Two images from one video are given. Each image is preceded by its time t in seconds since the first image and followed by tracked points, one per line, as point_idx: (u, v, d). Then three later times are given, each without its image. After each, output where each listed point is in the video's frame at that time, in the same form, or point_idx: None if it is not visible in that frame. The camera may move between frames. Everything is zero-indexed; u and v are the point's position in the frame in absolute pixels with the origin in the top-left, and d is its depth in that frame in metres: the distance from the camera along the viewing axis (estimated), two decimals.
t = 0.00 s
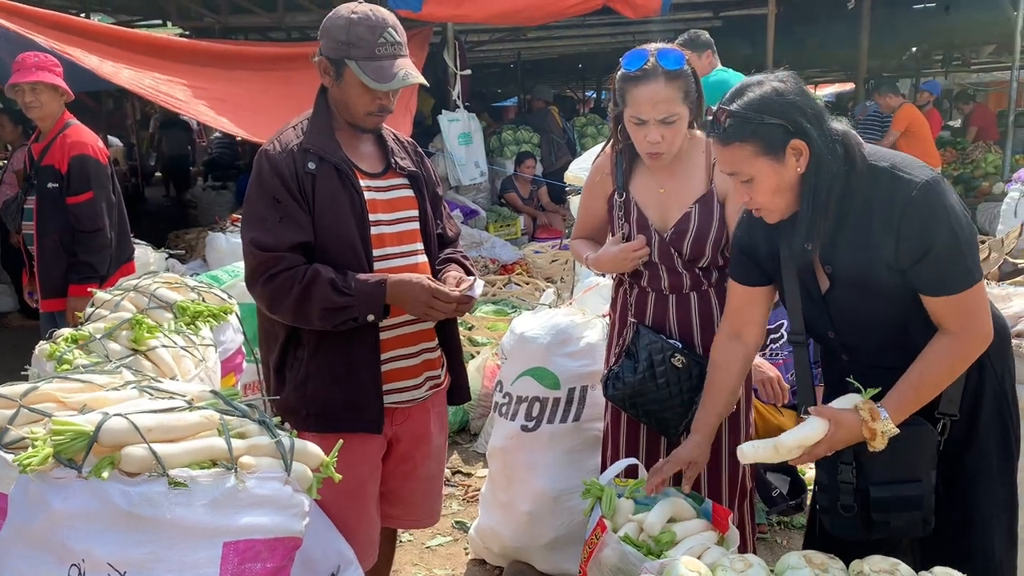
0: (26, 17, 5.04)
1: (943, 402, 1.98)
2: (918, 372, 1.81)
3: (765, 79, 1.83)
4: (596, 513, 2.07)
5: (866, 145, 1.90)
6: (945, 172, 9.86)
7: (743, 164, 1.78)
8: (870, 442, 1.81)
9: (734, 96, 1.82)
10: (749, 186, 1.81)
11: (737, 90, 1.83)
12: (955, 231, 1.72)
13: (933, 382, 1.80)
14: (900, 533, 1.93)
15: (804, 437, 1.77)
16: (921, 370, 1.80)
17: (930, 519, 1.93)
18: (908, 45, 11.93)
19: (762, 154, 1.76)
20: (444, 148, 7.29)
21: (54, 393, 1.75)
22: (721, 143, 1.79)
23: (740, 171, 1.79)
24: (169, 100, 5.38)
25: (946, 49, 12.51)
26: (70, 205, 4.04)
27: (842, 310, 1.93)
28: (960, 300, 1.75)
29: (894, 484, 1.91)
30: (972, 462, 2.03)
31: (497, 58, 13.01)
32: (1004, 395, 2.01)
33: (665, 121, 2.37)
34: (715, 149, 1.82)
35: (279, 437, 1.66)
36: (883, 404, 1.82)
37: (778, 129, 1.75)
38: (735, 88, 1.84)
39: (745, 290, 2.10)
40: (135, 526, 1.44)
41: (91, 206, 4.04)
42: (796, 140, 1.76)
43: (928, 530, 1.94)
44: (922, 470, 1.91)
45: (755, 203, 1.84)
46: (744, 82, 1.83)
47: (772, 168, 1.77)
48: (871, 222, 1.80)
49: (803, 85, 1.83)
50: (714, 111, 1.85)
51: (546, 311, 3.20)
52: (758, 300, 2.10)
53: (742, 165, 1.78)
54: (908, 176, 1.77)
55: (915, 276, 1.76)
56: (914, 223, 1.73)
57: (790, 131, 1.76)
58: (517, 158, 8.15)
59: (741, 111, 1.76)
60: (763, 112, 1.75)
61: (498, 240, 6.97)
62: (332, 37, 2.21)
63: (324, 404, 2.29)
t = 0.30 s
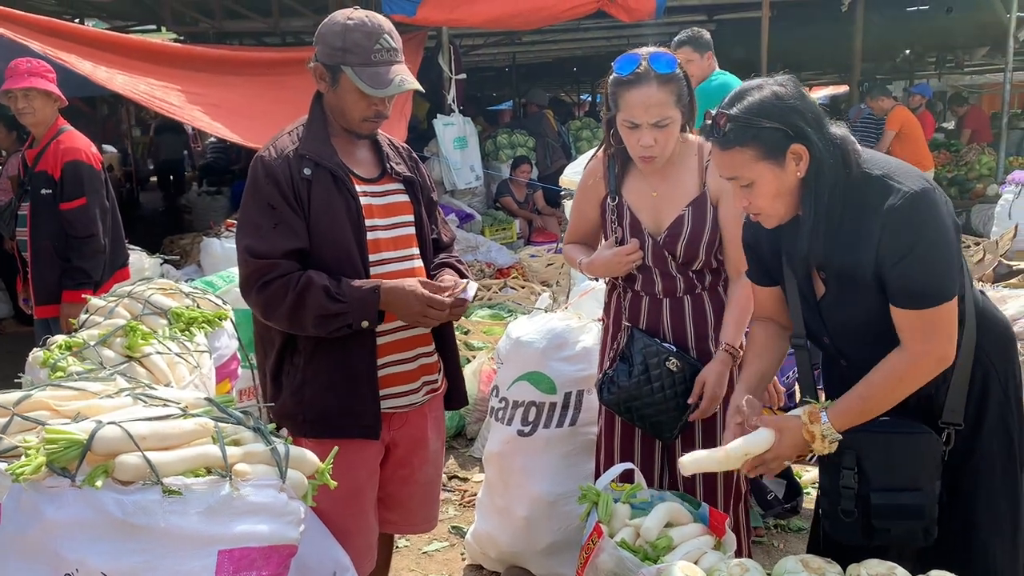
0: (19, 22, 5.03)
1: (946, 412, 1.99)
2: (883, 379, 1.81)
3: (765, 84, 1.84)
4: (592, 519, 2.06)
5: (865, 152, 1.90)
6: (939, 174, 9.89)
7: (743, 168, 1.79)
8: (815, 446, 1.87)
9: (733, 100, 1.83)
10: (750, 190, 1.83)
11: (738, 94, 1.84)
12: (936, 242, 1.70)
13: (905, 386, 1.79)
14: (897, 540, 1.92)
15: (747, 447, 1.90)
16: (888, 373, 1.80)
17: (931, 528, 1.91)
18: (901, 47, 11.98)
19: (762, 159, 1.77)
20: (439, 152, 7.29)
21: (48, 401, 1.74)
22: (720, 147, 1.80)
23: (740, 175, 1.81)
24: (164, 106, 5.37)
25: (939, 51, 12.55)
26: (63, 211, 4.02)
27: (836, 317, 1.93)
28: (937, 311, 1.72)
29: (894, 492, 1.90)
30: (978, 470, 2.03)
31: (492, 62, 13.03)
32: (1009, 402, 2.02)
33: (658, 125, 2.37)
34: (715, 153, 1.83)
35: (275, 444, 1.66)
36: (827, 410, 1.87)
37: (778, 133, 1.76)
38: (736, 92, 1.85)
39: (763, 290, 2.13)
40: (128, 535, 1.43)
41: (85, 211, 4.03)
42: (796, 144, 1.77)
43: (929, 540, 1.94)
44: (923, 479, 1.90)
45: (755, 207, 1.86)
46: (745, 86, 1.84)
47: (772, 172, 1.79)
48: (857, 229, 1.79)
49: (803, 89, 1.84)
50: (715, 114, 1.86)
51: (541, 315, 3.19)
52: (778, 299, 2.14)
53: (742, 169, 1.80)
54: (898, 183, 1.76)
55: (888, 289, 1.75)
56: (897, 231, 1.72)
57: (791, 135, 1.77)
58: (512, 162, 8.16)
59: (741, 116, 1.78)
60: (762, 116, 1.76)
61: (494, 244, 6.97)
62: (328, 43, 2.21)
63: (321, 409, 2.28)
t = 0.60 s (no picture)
0: (14, 27, 5.02)
1: (936, 415, 2.00)
2: (842, 382, 1.84)
3: (748, 95, 1.83)
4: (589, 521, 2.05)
5: (846, 160, 1.91)
6: (935, 175, 9.92)
7: (729, 180, 1.78)
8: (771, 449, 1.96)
9: (717, 113, 1.82)
10: (736, 202, 1.82)
11: (721, 106, 1.84)
12: (905, 252, 1.72)
13: (856, 393, 1.82)
14: (890, 545, 1.93)
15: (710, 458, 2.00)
16: (843, 379, 1.84)
17: (924, 532, 1.93)
18: (896, 49, 12.02)
19: (749, 169, 1.77)
20: (435, 155, 7.29)
21: (44, 407, 1.74)
22: (707, 159, 1.79)
23: (726, 187, 1.79)
24: (159, 110, 5.36)
25: (934, 53, 12.59)
26: (59, 216, 4.02)
27: (819, 325, 1.94)
28: (904, 319, 1.74)
29: (886, 495, 1.92)
30: (969, 472, 2.04)
31: (488, 65, 13.04)
32: (999, 402, 2.04)
33: (651, 128, 2.38)
34: (700, 165, 1.81)
35: (272, 448, 1.66)
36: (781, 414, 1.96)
37: (762, 143, 1.76)
38: (717, 104, 1.85)
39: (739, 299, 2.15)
40: (126, 541, 1.43)
41: (81, 216, 4.03)
42: (782, 154, 1.77)
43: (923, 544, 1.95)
44: (913, 481, 1.92)
45: (740, 217, 1.84)
46: (727, 97, 1.84)
47: (759, 182, 1.78)
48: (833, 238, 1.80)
49: (785, 98, 1.85)
50: (699, 127, 1.85)
51: (538, 318, 3.20)
52: (752, 307, 2.15)
53: (729, 181, 1.79)
54: (872, 192, 1.77)
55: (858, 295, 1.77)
56: (868, 241, 1.73)
57: (776, 145, 1.77)
58: (509, 164, 8.17)
59: (726, 128, 1.77)
60: (749, 128, 1.76)
61: (490, 246, 6.98)
62: (325, 48, 2.21)
63: (319, 412, 2.29)
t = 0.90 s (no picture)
0: (10, 28, 5.00)
1: (916, 419, 2.02)
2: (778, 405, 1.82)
3: (731, 109, 1.83)
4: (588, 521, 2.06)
5: (829, 176, 1.90)
6: (932, 174, 9.94)
7: (714, 195, 1.77)
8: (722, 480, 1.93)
9: (700, 127, 1.81)
10: (721, 216, 1.80)
11: (704, 120, 1.83)
12: (860, 272, 1.70)
13: (788, 413, 1.81)
14: (873, 547, 1.93)
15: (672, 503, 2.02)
16: (777, 400, 1.81)
17: (904, 534, 1.94)
18: (892, 48, 12.04)
19: (734, 184, 1.75)
20: (432, 155, 7.29)
21: (42, 408, 1.73)
22: (690, 175, 1.77)
23: (710, 202, 1.79)
24: (156, 111, 5.35)
25: (930, 52, 12.62)
26: (57, 218, 4.01)
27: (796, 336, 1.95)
28: (855, 338, 1.72)
29: (865, 500, 1.92)
30: (956, 471, 2.07)
31: (485, 65, 13.04)
32: (983, 400, 2.05)
33: (645, 126, 2.37)
34: (683, 181, 1.80)
35: (270, 449, 1.66)
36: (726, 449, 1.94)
37: (747, 159, 1.75)
38: (700, 118, 1.84)
39: (721, 301, 2.13)
40: (124, 543, 1.42)
41: (79, 217, 4.02)
42: (765, 169, 1.76)
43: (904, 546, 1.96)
44: (895, 485, 1.92)
45: (724, 232, 1.83)
46: (710, 112, 1.83)
47: (743, 198, 1.77)
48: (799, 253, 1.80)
49: (769, 114, 1.85)
50: (682, 141, 1.84)
51: (536, 319, 3.20)
52: (728, 307, 2.13)
53: (713, 196, 1.77)
54: (837, 212, 1.76)
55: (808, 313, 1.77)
56: (826, 259, 1.72)
57: (760, 160, 1.76)
58: (506, 165, 8.17)
59: (710, 143, 1.75)
60: (731, 144, 1.75)
61: (488, 247, 6.98)
62: (322, 48, 2.20)
63: (317, 410, 2.28)
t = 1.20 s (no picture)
0: (8, 28, 4.99)
1: (896, 416, 2.01)
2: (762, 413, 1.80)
3: (705, 119, 1.80)
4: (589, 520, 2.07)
5: (806, 180, 1.88)
6: (932, 170, 9.93)
7: (693, 206, 1.74)
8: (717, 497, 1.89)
9: (675, 138, 1.77)
10: (700, 226, 1.78)
11: (679, 129, 1.79)
12: (838, 279, 1.69)
13: (775, 420, 1.79)
14: (853, 545, 1.94)
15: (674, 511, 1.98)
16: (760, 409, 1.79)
17: (886, 529, 1.94)
18: (892, 44, 12.02)
19: (712, 195, 1.73)
20: (431, 154, 7.28)
21: (40, 410, 1.73)
22: (669, 187, 1.74)
23: (690, 213, 1.76)
24: (155, 110, 5.34)
25: (930, 48, 12.60)
26: (56, 217, 4.00)
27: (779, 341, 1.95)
28: (833, 344, 1.71)
29: (844, 499, 1.92)
30: (944, 466, 2.07)
31: (484, 63, 13.02)
32: (970, 395, 2.04)
33: (640, 115, 2.36)
34: (661, 192, 1.76)
35: (269, 450, 1.66)
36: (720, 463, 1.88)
37: (723, 169, 1.72)
38: (675, 128, 1.80)
39: (707, 303, 2.12)
40: (123, 545, 1.41)
41: (78, 217, 4.01)
42: (742, 178, 1.74)
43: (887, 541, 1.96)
44: (874, 483, 1.92)
45: (703, 241, 1.81)
46: (685, 121, 1.80)
47: (721, 207, 1.75)
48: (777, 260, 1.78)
49: (743, 122, 1.82)
50: (657, 152, 1.80)
51: (536, 317, 3.19)
52: (715, 311, 2.13)
53: (692, 207, 1.75)
54: (812, 221, 1.74)
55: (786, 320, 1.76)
56: (803, 267, 1.71)
57: (737, 170, 1.74)
58: (506, 162, 8.16)
59: (686, 154, 1.72)
60: (708, 156, 1.71)
61: (487, 245, 6.98)
62: (321, 47, 2.20)
63: (316, 409, 2.28)
